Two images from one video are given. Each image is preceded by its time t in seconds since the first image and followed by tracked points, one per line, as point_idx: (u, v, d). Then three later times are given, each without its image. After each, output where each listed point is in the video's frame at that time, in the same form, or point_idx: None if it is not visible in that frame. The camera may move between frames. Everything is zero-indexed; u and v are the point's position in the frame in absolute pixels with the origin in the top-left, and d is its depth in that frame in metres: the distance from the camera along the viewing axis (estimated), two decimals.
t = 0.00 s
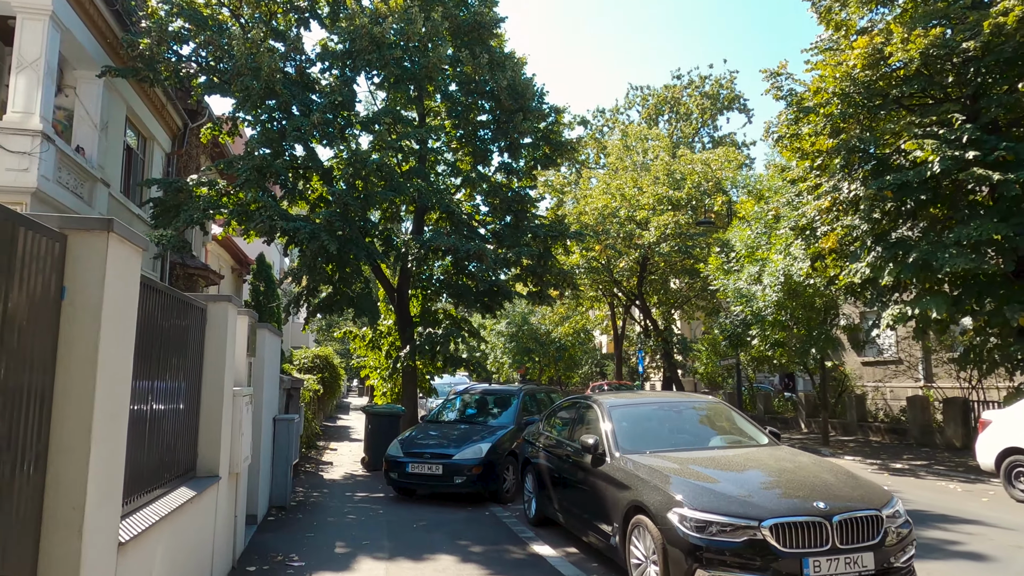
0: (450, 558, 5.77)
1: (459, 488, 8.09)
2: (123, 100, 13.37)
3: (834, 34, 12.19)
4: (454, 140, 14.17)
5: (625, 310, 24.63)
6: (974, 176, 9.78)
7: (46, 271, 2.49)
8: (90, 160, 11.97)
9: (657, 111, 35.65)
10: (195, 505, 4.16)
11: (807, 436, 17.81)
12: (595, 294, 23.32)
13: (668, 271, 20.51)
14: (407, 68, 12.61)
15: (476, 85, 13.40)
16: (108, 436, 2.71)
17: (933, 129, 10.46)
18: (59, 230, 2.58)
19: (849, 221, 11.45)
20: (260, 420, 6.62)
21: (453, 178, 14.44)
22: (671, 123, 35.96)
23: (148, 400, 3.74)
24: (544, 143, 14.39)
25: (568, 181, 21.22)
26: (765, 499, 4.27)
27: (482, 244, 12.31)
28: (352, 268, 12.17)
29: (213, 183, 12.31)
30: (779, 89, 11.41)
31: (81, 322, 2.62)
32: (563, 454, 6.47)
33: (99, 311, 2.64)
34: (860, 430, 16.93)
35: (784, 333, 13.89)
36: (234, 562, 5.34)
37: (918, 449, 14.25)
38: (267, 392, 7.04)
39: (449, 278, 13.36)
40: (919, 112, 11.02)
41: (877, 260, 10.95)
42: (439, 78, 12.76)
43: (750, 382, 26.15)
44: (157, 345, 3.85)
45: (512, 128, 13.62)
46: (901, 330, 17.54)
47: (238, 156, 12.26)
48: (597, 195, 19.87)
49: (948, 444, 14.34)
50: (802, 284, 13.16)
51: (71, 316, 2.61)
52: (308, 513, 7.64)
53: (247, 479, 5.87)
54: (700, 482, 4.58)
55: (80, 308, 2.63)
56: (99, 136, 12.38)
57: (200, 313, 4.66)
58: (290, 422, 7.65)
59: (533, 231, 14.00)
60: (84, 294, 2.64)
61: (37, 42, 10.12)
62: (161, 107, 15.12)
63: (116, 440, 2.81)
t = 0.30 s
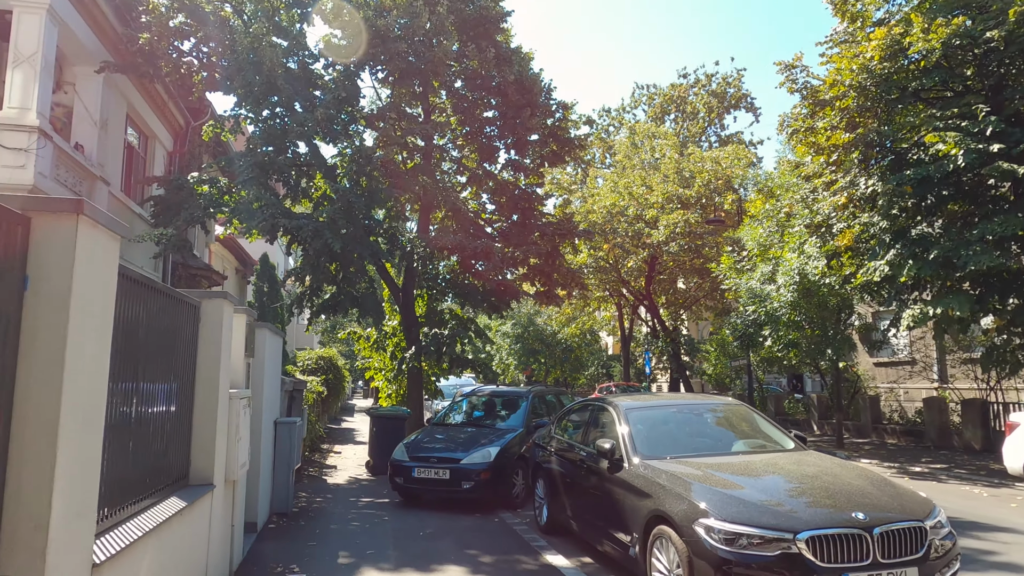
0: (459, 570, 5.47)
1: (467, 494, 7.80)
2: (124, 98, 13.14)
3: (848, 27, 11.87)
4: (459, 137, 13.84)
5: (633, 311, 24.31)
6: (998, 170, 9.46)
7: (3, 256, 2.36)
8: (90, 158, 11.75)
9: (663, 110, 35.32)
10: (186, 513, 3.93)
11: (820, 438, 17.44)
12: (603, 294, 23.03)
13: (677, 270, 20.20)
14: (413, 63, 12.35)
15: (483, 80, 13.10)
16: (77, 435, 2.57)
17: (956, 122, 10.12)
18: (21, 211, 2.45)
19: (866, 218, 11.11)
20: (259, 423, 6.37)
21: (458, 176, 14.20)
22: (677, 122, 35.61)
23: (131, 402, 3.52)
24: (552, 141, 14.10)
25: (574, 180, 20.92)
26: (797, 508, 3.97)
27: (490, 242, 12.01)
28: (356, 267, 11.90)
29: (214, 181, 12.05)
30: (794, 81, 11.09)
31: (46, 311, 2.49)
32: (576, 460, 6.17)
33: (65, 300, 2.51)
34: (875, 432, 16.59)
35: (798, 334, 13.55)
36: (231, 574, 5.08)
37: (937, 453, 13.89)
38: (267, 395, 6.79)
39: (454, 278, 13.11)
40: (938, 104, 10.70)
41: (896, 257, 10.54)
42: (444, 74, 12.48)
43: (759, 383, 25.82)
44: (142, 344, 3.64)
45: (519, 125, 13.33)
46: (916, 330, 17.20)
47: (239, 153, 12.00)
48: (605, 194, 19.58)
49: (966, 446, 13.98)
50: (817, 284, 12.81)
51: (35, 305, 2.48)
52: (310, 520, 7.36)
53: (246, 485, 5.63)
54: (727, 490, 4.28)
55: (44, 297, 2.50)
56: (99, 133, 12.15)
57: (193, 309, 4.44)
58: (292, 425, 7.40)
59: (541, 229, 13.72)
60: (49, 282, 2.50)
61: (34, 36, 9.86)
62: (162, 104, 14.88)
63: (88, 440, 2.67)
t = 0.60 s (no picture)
0: None
1: (472, 496, 7.49)
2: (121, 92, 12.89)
3: (862, 15, 11.56)
4: (463, 132, 13.58)
5: (638, 310, 24.00)
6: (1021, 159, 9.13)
7: None
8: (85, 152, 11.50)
9: (668, 108, 35.00)
10: (164, 517, 3.68)
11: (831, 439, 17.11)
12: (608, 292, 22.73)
13: (684, 268, 19.90)
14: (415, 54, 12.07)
15: (487, 72, 12.81)
16: (22, 424, 2.30)
17: (977, 111, 9.79)
18: None
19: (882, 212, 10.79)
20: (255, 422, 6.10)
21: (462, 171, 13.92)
22: (682, 120, 35.29)
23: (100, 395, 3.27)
24: (557, 135, 13.81)
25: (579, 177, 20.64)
26: (833, 513, 3.66)
27: (495, 236, 11.69)
28: (357, 263, 11.61)
29: (212, 176, 11.75)
30: (807, 71, 10.80)
31: None
32: (587, 461, 5.85)
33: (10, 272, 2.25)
34: (887, 432, 16.26)
35: (810, 331, 13.23)
36: None
37: (953, 453, 13.54)
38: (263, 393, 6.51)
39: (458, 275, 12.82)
40: (956, 93, 10.37)
41: (913, 252, 10.25)
42: (447, 65, 12.21)
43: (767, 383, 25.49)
44: (113, 334, 3.41)
45: (524, 119, 13.03)
46: (929, 328, 16.86)
47: (237, 147, 11.72)
48: (610, 190, 19.29)
49: (983, 447, 13.64)
50: (830, 280, 12.53)
51: None
52: (308, 524, 7.07)
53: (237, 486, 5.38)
54: (755, 493, 3.97)
55: None
56: (94, 127, 11.89)
57: (174, 299, 4.20)
58: (289, 424, 7.10)
59: (547, 225, 13.36)
60: None
61: (25, 26, 9.59)
62: (159, 98, 14.59)
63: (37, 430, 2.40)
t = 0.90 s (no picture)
0: None
1: (481, 503, 7.21)
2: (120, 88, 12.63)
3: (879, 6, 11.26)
4: (468, 129, 13.32)
5: (645, 310, 23.70)
6: None
7: None
8: (83, 149, 11.26)
9: (674, 107, 34.65)
10: (153, 530, 3.44)
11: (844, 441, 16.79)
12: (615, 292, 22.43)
13: (693, 267, 19.62)
14: (420, 48, 11.81)
15: (494, 67, 12.54)
16: None
17: (1001, 103, 9.46)
18: None
19: (902, 209, 10.48)
20: (256, 426, 5.84)
21: (468, 169, 13.66)
22: (688, 119, 34.94)
23: (83, 401, 3.05)
24: (565, 131, 13.53)
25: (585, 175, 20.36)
26: (882, 529, 3.37)
27: (502, 234, 11.40)
28: (361, 262, 11.35)
29: (212, 173, 11.49)
30: (823, 64, 10.53)
31: None
32: (603, 467, 5.57)
33: None
34: (902, 434, 15.92)
35: (824, 331, 12.95)
36: None
37: (971, 456, 13.21)
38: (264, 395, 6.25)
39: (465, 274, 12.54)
40: (978, 85, 10.06)
41: (934, 249, 9.93)
42: (453, 59, 11.94)
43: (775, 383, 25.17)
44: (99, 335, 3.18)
45: (532, 115, 12.76)
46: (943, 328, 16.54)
47: (238, 143, 11.45)
48: (617, 189, 19.00)
49: (1003, 450, 13.30)
50: (846, 278, 12.32)
51: None
52: (311, 532, 6.80)
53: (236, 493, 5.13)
54: (794, 506, 3.67)
55: None
56: (93, 124, 11.67)
57: (167, 297, 3.96)
58: (291, 429, 6.81)
59: (555, 223, 13.09)
60: None
61: (21, 19, 9.35)
62: (159, 95, 14.33)
63: None
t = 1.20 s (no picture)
0: None
1: (496, 507, 6.90)
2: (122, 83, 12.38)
3: None
4: (477, 123, 13.03)
5: (656, 308, 23.34)
6: None
7: None
8: (84, 145, 11.00)
9: (682, 104, 34.24)
10: (146, 541, 3.20)
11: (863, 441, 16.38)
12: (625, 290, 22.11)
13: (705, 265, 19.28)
14: (428, 39, 11.52)
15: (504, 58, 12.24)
16: None
17: None
18: None
19: (928, 200, 10.12)
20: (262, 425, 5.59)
21: (477, 164, 13.38)
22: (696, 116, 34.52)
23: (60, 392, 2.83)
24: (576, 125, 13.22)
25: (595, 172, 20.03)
26: (949, 536, 3.06)
27: (514, 229, 11.08)
28: (369, 259, 11.08)
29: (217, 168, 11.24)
30: (845, 51, 10.20)
31: None
32: (629, 469, 5.25)
33: None
34: (923, 434, 15.51)
35: (844, 328, 12.59)
36: None
37: (998, 457, 12.81)
38: (271, 395, 6.00)
39: (475, 271, 12.25)
40: (1007, 71, 9.70)
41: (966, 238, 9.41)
42: (462, 51, 11.65)
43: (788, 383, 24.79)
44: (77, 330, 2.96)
45: (542, 108, 12.46)
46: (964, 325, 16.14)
47: (242, 138, 11.18)
48: (627, 185, 18.69)
49: None
50: (868, 274, 11.98)
51: None
52: (320, 537, 6.52)
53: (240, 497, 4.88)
54: (848, 511, 3.36)
55: None
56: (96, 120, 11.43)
57: (161, 284, 3.76)
58: (298, 429, 6.54)
59: (566, 218, 12.78)
60: None
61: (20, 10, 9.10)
62: (162, 91, 14.06)
63: None
